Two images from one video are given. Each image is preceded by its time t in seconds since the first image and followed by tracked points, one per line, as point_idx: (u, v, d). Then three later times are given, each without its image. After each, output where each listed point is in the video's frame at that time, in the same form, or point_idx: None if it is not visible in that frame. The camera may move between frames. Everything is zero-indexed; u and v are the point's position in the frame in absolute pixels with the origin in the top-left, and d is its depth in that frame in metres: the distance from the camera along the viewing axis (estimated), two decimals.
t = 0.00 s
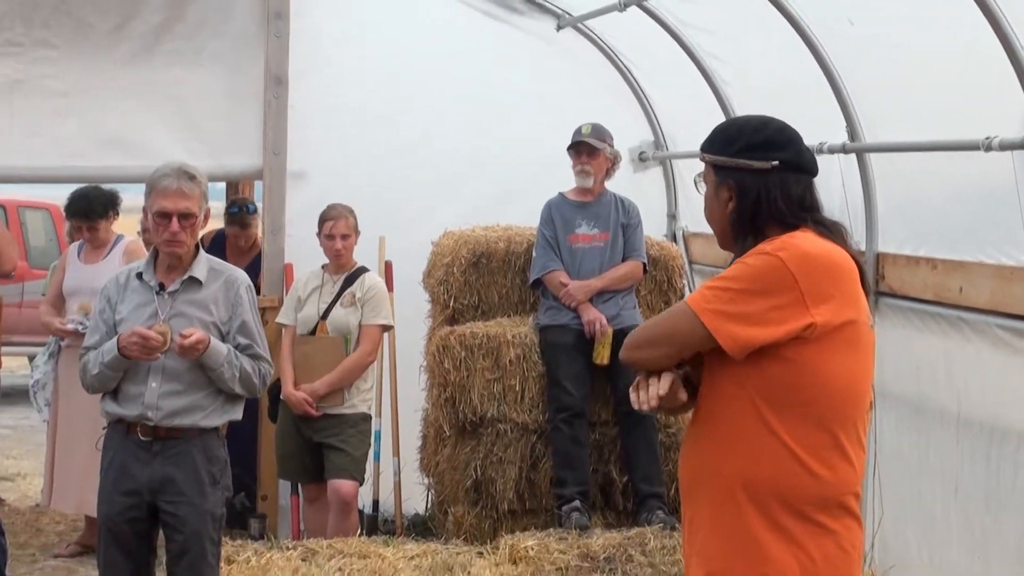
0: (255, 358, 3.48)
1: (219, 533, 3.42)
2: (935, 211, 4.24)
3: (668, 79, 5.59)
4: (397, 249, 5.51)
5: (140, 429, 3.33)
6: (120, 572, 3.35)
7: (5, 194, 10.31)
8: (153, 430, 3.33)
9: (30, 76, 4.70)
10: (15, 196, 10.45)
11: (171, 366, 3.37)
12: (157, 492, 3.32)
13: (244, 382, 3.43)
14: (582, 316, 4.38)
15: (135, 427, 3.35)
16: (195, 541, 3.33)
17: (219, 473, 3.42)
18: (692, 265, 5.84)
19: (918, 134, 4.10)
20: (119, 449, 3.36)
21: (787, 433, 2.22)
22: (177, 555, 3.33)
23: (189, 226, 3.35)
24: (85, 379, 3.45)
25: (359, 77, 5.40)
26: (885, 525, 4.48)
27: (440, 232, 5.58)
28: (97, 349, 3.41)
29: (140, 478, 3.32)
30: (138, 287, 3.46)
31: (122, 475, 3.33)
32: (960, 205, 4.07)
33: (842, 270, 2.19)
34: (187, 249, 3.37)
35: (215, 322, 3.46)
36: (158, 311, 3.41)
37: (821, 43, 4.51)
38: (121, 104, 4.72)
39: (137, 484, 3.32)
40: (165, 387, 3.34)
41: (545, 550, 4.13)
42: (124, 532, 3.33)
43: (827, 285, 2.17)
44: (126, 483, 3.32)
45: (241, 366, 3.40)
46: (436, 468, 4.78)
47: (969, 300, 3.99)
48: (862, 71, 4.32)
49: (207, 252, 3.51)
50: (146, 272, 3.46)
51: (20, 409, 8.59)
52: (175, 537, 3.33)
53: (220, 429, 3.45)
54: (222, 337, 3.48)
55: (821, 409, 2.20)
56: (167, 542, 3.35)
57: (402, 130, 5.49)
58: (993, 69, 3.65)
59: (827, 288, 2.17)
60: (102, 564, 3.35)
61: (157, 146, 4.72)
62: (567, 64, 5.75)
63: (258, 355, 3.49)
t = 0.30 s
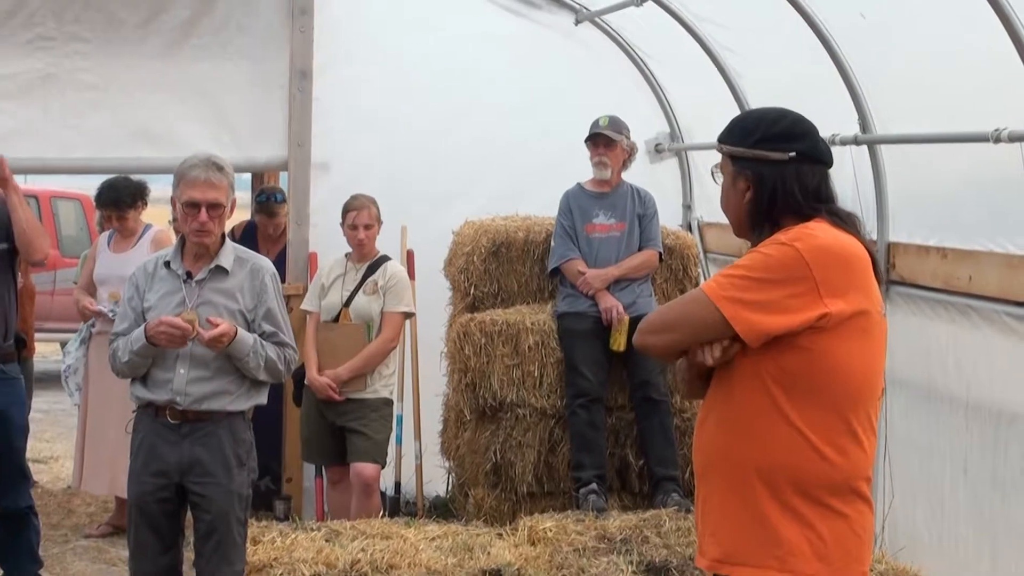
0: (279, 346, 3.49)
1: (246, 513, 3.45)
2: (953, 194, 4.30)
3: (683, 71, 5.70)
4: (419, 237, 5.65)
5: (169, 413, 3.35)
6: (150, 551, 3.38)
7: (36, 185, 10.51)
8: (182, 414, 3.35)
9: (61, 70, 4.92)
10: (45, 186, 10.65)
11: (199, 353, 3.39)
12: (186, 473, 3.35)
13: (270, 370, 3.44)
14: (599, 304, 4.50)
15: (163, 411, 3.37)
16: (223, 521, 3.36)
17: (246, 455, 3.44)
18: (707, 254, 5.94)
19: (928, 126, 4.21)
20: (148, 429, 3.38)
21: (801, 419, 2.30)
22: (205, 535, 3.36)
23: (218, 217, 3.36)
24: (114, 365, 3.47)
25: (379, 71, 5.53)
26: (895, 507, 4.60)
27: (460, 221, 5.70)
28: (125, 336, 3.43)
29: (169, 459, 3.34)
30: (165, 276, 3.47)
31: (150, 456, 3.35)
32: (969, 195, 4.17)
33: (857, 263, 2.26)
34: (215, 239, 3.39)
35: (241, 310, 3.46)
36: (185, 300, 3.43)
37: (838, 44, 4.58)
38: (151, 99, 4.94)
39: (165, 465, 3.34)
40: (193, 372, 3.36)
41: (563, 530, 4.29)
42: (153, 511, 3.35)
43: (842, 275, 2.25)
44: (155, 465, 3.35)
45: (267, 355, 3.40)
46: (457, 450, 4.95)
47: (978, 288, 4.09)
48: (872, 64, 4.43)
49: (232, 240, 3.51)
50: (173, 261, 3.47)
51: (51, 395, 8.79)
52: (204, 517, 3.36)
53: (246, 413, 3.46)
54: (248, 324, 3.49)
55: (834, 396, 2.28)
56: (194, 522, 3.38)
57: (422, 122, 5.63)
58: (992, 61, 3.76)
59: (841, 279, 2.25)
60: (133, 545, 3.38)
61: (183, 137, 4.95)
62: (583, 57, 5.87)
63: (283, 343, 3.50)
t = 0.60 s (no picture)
0: (302, 333, 3.55)
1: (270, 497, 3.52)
2: (960, 186, 4.39)
3: (695, 66, 5.80)
4: (436, 229, 5.77)
5: (194, 399, 3.43)
6: (176, 533, 3.44)
7: (63, 177, 10.67)
8: (207, 400, 3.42)
9: (89, 65, 5.06)
10: (74, 179, 10.83)
11: (222, 341, 3.44)
12: (211, 457, 3.42)
13: (293, 357, 3.49)
14: (613, 293, 4.62)
15: (189, 397, 3.44)
16: (246, 504, 3.43)
17: (269, 439, 3.51)
18: (719, 245, 6.03)
19: (934, 119, 4.31)
20: (173, 415, 3.45)
21: (825, 414, 2.31)
22: (230, 517, 3.44)
23: (239, 207, 3.44)
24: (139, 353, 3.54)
25: (397, 66, 5.67)
26: (903, 493, 4.70)
27: (476, 213, 5.82)
28: (149, 324, 3.50)
29: (195, 444, 3.41)
30: (189, 266, 3.53)
31: (176, 441, 3.42)
32: (975, 187, 4.27)
33: (871, 253, 2.27)
34: (237, 230, 3.47)
35: (264, 299, 3.51)
36: (208, 289, 3.48)
37: (848, 40, 4.69)
38: (176, 92, 5.08)
39: (191, 449, 3.42)
40: (218, 360, 3.43)
41: (578, 514, 4.41)
42: (179, 495, 3.41)
43: (859, 268, 2.26)
44: (181, 449, 3.42)
45: (290, 342, 3.46)
46: (474, 436, 5.08)
47: (984, 278, 4.18)
48: (880, 59, 4.53)
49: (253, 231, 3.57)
50: (196, 251, 3.53)
51: (78, 382, 8.96)
52: (228, 499, 3.43)
53: (269, 399, 3.54)
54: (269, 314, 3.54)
55: (856, 388, 2.29)
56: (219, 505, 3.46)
57: (439, 116, 5.75)
58: (996, 57, 3.87)
59: (859, 273, 2.25)
60: (159, 526, 3.44)
61: (208, 130, 5.10)
62: (598, 52, 5.98)
63: (305, 330, 3.56)
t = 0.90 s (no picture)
0: (324, 324, 3.65)
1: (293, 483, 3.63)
2: (968, 180, 4.50)
3: (709, 63, 5.91)
4: (454, 223, 5.90)
5: (219, 388, 3.54)
6: (202, 519, 3.58)
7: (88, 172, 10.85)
8: (232, 389, 3.54)
9: (118, 64, 5.21)
10: (99, 174, 11.02)
11: (245, 332, 3.56)
12: (236, 444, 3.53)
13: (315, 347, 3.60)
14: (629, 285, 4.73)
15: (214, 386, 3.56)
16: (271, 489, 3.54)
17: (293, 427, 3.62)
18: (732, 239, 6.14)
19: (942, 116, 4.41)
20: (200, 403, 3.57)
21: (841, 405, 2.34)
22: (254, 502, 3.55)
23: (260, 200, 3.53)
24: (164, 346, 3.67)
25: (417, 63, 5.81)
26: (911, 482, 4.82)
27: (494, 208, 5.95)
28: (174, 318, 3.62)
29: (220, 431, 3.53)
30: (215, 259, 3.64)
31: (202, 428, 3.55)
32: (983, 182, 4.38)
33: (885, 246, 2.32)
34: (259, 223, 3.56)
35: (286, 291, 3.62)
36: (232, 283, 3.60)
37: (859, 39, 4.80)
38: (203, 90, 5.23)
39: (216, 437, 3.53)
40: (241, 351, 3.55)
41: (594, 501, 4.54)
42: (205, 480, 3.54)
43: (875, 261, 2.30)
44: (208, 436, 3.54)
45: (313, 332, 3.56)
46: (493, 424, 5.21)
47: (992, 271, 4.28)
48: (890, 57, 4.64)
49: (276, 224, 3.68)
50: (220, 244, 3.64)
51: (104, 372, 9.15)
52: (253, 485, 3.54)
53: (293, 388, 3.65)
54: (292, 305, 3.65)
55: (870, 378, 2.34)
56: (243, 489, 3.56)
57: (458, 112, 5.88)
58: (1001, 56, 3.98)
59: (875, 266, 2.29)
60: (186, 512, 3.58)
61: (234, 126, 5.26)
62: (614, 50, 6.09)
63: (326, 321, 3.66)
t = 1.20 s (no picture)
0: (346, 315, 3.75)
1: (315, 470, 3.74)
2: (977, 176, 4.60)
3: (723, 61, 6.01)
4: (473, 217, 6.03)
5: (244, 377, 3.64)
6: (227, 506, 3.68)
7: (113, 168, 11.03)
8: (257, 378, 3.63)
9: (147, 62, 5.35)
10: (124, 169, 11.22)
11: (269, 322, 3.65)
12: (261, 433, 3.63)
13: (337, 338, 3.68)
14: (644, 278, 4.85)
15: (239, 375, 3.66)
16: (295, 476, 3.64)
17: (316, 416, 3.72)
18: (745, 233, 6.25)
19: (951, 112, 4.52)
20: (225, 392, 3.67)
21: (856, 394, 2.40)
22: (278, 490, 3.66)
23: (283, 195, 3.64)
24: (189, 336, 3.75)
25: (437, 61, 5.94)
26: (920, 471, 4.92)
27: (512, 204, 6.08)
28: (199, 309, 3.71)
29: (244, 421, 3.63)
30: (239, 250, 3.75)
31: (227, 418, 3.65)
32: (992, 177, 4.47)
33: (900, 241, 2.37)
34: (283, 217, 3.67)
35: (309, 282, 3.73)
36: (258, 274, 3.71)
37: (870, 37, 4.90)
38: (229, 88, 5.38)
39: (240, 426, 3.63)
40: (266, 341, 3.63)
41: (610, 488, 4.66)
42: (230, 469, 3.64)
43: (891, 255, 2.35)
44: (232, 425, 3.64)
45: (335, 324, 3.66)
46: (512, 413, 5.34)
47: (999, 264, 4.38)
48: (900, 55, 4.74)
49: (301, 218, 3.78)
50: (246, 237, 3.75)
51: (130, 362, 9.34)
52: (276, 473, 3.65)
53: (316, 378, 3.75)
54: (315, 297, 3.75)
55: (883, 369, 2.39)
56: (267, 477, 3.68)
57: (477, 109, 6.00)
58: (1006, 55, 4.08)
59: (891, 260, 2.35)
60: (212, 499, 3.68)
61: (259, 123, 5.40)
62: (630, 48, 6.20)
63: (348, 312, 3.75)
